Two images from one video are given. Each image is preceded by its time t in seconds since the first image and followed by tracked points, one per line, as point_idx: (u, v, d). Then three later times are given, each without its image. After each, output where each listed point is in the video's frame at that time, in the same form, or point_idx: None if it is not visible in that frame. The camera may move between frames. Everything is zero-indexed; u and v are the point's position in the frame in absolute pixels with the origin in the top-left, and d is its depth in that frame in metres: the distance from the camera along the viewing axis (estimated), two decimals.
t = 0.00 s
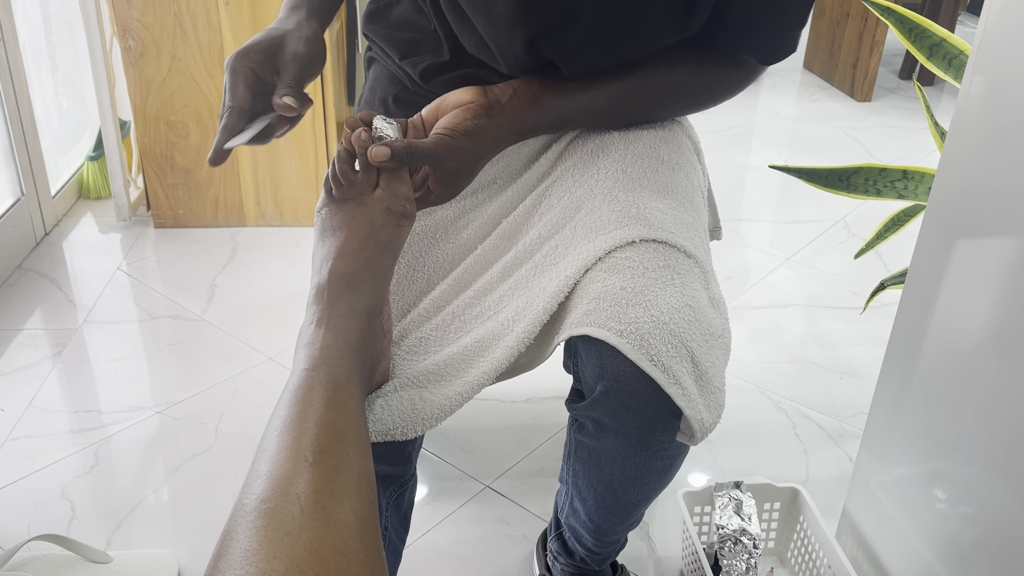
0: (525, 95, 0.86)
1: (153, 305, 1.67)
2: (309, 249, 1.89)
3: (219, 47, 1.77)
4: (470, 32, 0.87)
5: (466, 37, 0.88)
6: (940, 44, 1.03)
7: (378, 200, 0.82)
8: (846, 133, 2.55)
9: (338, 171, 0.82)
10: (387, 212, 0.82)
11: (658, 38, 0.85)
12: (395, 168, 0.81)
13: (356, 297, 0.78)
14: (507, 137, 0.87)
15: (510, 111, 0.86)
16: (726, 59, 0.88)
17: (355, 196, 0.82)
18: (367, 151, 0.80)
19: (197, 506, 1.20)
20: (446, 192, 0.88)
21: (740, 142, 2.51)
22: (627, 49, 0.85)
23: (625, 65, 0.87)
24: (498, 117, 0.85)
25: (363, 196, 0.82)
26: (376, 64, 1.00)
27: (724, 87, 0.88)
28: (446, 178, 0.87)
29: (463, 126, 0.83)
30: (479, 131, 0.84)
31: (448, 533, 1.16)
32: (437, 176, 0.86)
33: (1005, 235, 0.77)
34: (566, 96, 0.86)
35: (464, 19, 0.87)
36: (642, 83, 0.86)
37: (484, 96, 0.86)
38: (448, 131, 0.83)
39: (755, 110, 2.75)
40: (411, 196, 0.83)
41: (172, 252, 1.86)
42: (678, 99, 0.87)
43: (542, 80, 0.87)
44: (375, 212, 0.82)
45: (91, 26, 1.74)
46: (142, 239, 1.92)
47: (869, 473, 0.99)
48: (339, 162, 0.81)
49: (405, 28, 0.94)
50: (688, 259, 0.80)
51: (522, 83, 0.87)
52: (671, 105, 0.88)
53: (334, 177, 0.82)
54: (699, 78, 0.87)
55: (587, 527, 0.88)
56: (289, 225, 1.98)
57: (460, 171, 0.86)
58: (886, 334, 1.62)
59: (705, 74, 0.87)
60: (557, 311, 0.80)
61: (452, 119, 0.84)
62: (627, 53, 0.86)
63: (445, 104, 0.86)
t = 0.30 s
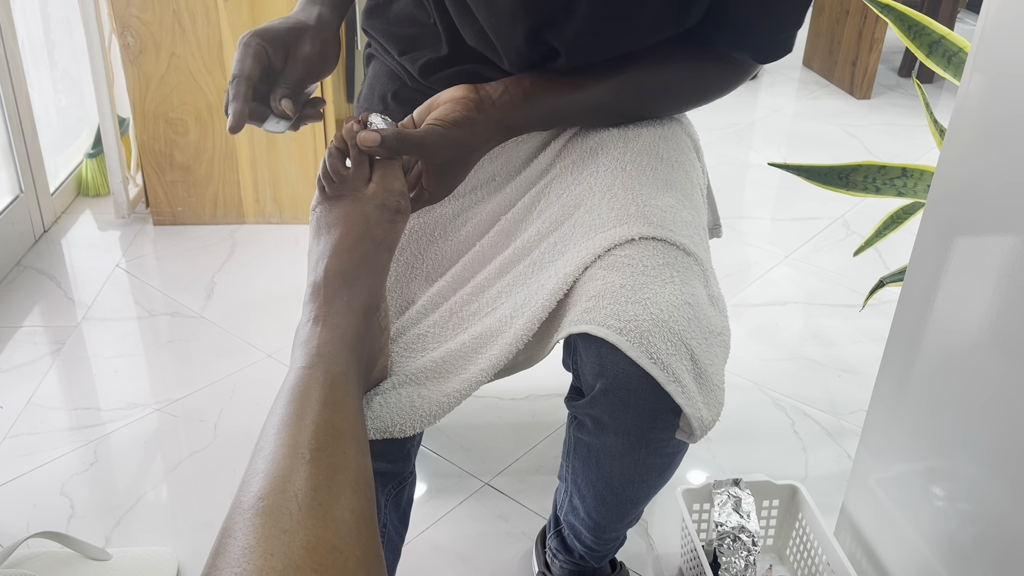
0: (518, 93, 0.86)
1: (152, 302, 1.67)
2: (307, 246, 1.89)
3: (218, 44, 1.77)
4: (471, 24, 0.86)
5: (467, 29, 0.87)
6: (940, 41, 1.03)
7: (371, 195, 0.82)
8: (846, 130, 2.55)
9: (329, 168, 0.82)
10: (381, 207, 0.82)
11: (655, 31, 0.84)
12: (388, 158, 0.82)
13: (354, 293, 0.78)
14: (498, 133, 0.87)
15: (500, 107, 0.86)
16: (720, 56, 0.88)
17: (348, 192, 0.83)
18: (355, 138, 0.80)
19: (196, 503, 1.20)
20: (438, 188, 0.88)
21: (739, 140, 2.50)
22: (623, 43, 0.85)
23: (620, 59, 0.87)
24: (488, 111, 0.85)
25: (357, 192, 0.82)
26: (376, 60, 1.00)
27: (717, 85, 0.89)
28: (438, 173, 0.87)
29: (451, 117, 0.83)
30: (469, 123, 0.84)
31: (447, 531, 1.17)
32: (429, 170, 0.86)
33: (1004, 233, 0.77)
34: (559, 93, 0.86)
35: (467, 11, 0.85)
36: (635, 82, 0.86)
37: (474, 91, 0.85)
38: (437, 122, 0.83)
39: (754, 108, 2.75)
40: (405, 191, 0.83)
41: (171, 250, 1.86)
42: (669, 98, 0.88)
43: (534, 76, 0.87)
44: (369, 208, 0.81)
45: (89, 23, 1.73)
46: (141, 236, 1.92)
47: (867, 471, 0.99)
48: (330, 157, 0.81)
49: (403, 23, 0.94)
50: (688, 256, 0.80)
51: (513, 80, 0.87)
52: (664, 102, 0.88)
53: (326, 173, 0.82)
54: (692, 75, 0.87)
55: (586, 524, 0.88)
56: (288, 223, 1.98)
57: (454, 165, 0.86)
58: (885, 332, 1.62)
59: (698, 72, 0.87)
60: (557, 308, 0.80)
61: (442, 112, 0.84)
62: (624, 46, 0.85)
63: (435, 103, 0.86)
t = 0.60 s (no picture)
0: (512, 90, 0.86)
1: (151, 300, 1.67)
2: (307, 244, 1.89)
3: (218, 42, 1.77)
4: (473, 10, 0.87)
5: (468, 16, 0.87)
6: (940, 39, 1.03)
7: (368, 192, 0.81)
8: (845, 128, 2.55)
9: (327, 164, 0.81)
10: (379, 205, 0.81)
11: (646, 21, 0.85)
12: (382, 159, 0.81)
13: (353, 291, 0.78)
14: (495, 131, 0.87)
15: (494, 103, 0.85)
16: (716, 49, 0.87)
17: (345, 189, 0.82)
18: (351, 141, 0.79)
19: (195, 501, 1.20)
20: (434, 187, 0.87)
21: (739, 138, 2.50)
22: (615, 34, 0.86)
23: (614, 52, 0.88)
24: (483, 107, 0.85)
25: (354, 189, 0.82)
26: (375, 57, 1.00)
27: (713, 79, 0.88)
28: (434, 173, 0.85)
29: (444, 113, 0.83)
30: (462, 119, 0.84)
31: (446, 529, 1.17)
32: (424, 168, 0.85)
33: (1004, 231, 0.77)
34: (555, 90, 0.86)
35: None
36: (630, 76, 0.86)
37: (468, 89, 0.85)
38: (430, 120, 0.83)
39: (754, 106, 2.75)
40: (401, 188, 0.83)
41: (170, 248, 1.86)
42: (666, 92, 0.87)
43: (528, 73, 0.87)
44: (367, 206, 0.81)
45: (88, 21, 1.73)
46: (140, 234, 1.91)
47: (866, 468, 0.99)
48: (328, 155, 0.80)
49: (403, 19, 0.94)
50: (687, 254, 0.80)
51: (507, 77, 0.87)
52: (660, 98, 0.88)
53: (324, 171, 0.82)
54: (686, 69, 0.87)
55: (585, 522, 0.88)
56: (288, 221, 1.98)
57: (449, 163, 0.85)
58: (884, 330, 1.62)
59: (693, 65, 0.87)
60: (556, 306, 0.80)
61: (435, 109, 0.84)
62: (620, 33, 0.86)
63: (429, 101, 0.85)
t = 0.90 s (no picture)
0: (515, 93, 0.86)
1: (150, 298, 1.67)
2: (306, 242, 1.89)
3: (217, 40, 1.77)
4: (473, 7, 0.87)
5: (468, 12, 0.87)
6: (940, 37, 1.03)
7: (369, 189, 0.81)
8: (845, 127, 2.55)
9: (328, 161, 0.81)
10: (380, 203, 0.81)
11: (640, 12, 0.85)
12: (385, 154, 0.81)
13: (353, 289, 0.78)
14: (497, 133, 0.87)
15: (497, 106, 0.86)
16: (714, 42, 0.87)
17: (346, 186, 0.82)
18: (352, 135, 0.80)
19: (194, 499, 1.20)
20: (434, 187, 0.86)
21: (739, 136, 2.50)
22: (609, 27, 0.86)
23: (611, 50, 0.88)
24: (488, 110, 0.85)
25: (355, 186, 0.82)
26: (375, 55, 1.00)
27: (712, 71, 0.88)
28: (435, 173, 0.85)
29: (450, 115, 0.84)
30: (466, 121, 0.84)
31: (445, 527, 1.17)
32: (426, 169, 0.85)
33: (1004, 230, 0.77)
34: (555, 89, 0.86)
35: None
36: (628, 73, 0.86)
37: (472, 93, 0.86)
38: (435, 121, 0.83)
39: (754, 104, 2.75)
40: (403, 187, 0.82)
41: (170, 246, 1.86)
42: (663, 89, 0.87)
43: (530, 75, 0.87)
44: (367, 204, 0.81)
45: (87, 19, 1.73)
46: (139, 233, 1.91)
47: (865, 467, 0.99)
48: (330, 151, 0.81)
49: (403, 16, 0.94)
50: (687, 252, 0.80)
51: (509, 81, 0.87)
52: (660, 95, 0.88)
53: (325, 168, 0.82)
54: (683, 63, 0.87)
55: (585, 520, 0.88)
56: (287, 219, 1.97)
57: (451, 163, 0.85)
58: (883, 329, 1.62)
59: (690, 57, 0.87)
60: (556, 304, 0.80)
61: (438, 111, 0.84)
62: (616, 26, 0.86)
63: (432, 104, 0.86)
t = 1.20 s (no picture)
0: (515, 97, 0.86)
1: (150, 297, 1.67)
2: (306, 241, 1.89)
3: (217, 38, 1.77)
4: None
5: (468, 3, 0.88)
6: (940, 36, 1.03)
7: (369, 188, 0.82)
8: (844, 125, 2.55)
9: (330, 159, 0.83)
10: (380, 201, 0.81)
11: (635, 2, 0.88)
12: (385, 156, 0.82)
13: (354, 285, 0.78)
14: (500, 134, 0.86)
15: (499, 108, 0.86)
16: (714, 32, 0.88)
17: (346, 184, 0.83)
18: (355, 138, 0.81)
19: (194, 497, 1.20)
20: (435, 188, 0.86)
21: (739, 135, 2.50)
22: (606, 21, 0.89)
23: (611, 50, 0.88)
24: (489, 110, 0.85)
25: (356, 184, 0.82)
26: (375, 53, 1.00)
27: (714, 63, 0.89)
28: (436, 173, 0.85)
29: (449, 115, 0.84)
30: (467, 121, 0.84)
31: (445, 526, 1.17)
32: (425, 167, 0.84)
33: (1004, 227, 0.77)
34: (555, 93, 0.86)
35: None
36: (629, 72, 0.86)
37: (475, 95, 0.86)
38: (434, 120, 0.83)
39: (753, 103, 2.75)
40: (402, 186, 0.83)
41: (169, 245, 1.86)
42: (666, 86, 0.87)
43: (531, 78, 0.88)
44: (367, 201, 0.81)
45: (86, 17, 1.73)
46: (139, 231, 1.91)
47: (865, 465, 0.99)
48: (332, 148, 0.83)
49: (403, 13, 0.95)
50: (690, 249, 0.80)
51: (511, 85, 0.88)
52: (662, 92, 0.88)
53: (325, 166, 0.84)
54: (684, 58, 0.87)
55: (586, 518, 0.89)
56: (286, 218, 1.97)
57: (452, 161, 0.84)
58: (883, 327, 1.62)
59: (690, 50, 0.87)
60: (558, 301, 0.80)
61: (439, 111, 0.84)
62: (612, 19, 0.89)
63: (436, 107, 0.86)
